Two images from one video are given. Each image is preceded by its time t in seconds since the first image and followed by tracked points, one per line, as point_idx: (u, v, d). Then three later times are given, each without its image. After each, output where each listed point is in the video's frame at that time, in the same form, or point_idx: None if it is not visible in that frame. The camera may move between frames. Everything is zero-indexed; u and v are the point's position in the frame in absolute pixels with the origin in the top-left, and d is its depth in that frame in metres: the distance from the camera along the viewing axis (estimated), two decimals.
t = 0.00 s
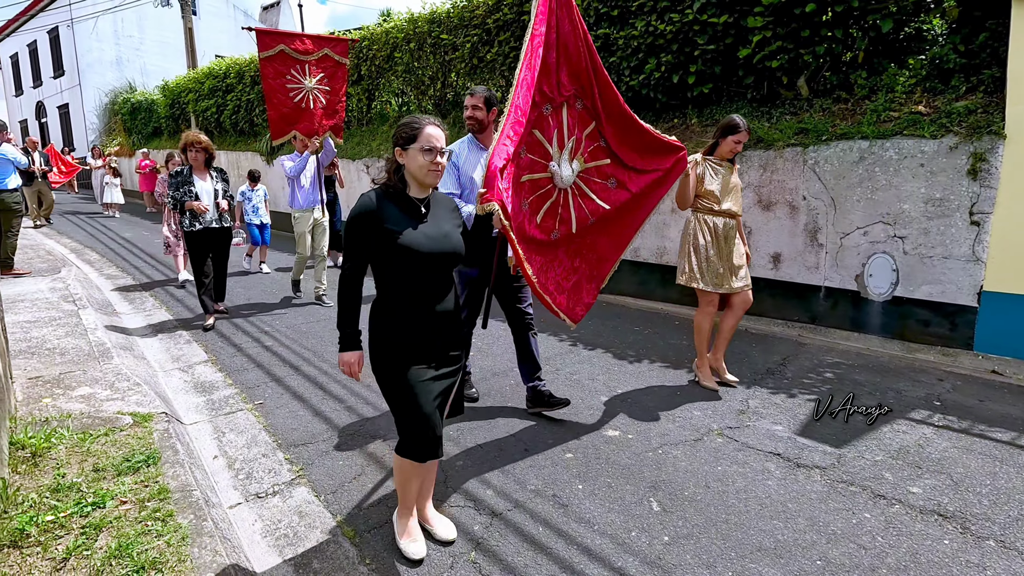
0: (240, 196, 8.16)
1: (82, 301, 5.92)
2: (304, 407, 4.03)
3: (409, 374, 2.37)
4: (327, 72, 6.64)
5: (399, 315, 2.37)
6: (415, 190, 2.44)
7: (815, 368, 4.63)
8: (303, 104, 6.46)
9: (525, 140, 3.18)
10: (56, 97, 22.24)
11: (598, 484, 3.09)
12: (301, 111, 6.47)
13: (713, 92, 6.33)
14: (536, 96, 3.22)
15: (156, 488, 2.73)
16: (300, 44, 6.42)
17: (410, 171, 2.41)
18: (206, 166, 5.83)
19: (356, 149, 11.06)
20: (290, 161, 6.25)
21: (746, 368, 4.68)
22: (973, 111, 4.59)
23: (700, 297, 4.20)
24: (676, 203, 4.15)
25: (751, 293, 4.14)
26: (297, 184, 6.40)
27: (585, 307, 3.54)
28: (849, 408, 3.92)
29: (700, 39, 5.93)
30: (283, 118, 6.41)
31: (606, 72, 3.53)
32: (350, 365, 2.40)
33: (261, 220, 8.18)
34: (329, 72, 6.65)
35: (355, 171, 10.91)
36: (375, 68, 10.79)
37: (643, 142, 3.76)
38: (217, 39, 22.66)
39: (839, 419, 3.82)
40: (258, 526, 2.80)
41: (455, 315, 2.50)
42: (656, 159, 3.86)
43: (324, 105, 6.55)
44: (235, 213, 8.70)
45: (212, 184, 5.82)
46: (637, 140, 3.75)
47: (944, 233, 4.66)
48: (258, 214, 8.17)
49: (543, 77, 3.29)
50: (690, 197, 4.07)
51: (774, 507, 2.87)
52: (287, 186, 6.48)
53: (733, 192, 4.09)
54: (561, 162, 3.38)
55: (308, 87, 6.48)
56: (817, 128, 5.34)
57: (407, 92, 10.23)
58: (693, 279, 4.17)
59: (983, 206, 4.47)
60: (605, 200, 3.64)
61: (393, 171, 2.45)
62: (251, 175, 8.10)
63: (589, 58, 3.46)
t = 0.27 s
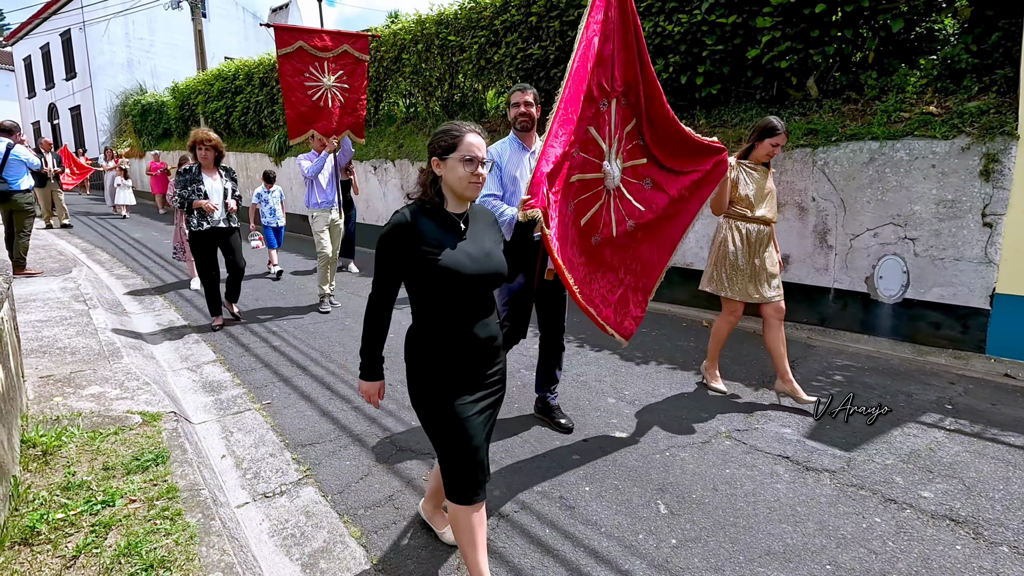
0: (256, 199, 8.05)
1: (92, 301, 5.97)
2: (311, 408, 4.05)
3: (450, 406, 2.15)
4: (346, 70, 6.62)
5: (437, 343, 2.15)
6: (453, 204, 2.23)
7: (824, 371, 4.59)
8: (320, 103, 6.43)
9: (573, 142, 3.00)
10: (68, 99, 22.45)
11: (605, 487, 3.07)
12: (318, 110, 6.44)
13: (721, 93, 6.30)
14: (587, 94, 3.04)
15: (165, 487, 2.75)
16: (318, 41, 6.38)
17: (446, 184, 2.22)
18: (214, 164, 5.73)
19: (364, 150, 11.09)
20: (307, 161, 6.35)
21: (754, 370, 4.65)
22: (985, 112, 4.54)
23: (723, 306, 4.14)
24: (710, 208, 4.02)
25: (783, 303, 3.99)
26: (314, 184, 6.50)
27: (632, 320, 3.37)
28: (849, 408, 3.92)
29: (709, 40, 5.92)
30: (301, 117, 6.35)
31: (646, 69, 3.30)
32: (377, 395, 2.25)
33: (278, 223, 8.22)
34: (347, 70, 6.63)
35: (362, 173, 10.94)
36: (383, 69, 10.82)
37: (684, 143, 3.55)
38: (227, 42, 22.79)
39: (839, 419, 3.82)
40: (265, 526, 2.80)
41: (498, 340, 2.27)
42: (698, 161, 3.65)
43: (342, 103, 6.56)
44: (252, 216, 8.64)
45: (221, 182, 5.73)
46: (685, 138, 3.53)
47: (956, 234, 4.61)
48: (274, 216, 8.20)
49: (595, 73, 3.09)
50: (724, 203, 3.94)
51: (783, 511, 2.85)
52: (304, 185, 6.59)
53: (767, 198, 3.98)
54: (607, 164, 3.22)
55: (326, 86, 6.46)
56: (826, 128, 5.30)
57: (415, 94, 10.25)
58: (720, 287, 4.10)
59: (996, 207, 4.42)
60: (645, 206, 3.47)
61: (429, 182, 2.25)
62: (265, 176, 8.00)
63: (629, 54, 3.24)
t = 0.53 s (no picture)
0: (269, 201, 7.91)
1: (99, 301, 6.00)
2: (316, 408, 4.05)
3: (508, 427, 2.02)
4: (361, 71, 6.53)
5: (493, 363, 1.98)
6: (494, 203, 2.07)
7: (830, 373, 4.57)
8: (334, 104, 6.35)
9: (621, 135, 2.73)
10: (77, 100, 22.61)
11: (610, 488, 3.06)
12: (332, 112, 6.35)
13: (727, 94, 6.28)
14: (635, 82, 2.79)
15: (170, 486, 2.76)
16: (334, 41, 6.36)
17: (486, 180, 2.05)
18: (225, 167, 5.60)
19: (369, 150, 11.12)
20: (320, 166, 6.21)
21: (760, 372, 4.63)
22: (994, 112, 4.50)
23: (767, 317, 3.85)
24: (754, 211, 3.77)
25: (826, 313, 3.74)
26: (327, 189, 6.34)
27: (666, 326, 3.12)
28: (849, 408, 3.93)
29: (715, 40, 5.91)
30: (315, 118, 6.27)
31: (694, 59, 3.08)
32: (444, 435, 1.91)
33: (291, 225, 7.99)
34: (363, 71, 6.55)
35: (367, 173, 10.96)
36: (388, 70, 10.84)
37: (731, 137, 3.33)
38: (233, 43, 22.89)
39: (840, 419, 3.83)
40: (270, 526, 2.81)
41: (547, 352, 2.13)
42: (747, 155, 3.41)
43: (357, 105, 6.44)
44: (265, 216, 8.46)
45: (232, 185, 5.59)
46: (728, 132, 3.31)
47: (964, 235, 4.58)
48: (287, 218, 7.96)
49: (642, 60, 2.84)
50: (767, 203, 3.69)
51: (788, 513, 2.84)
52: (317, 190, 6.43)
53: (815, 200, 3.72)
54: (653, 158, 2.96)
55: (341, 86, 6.39)
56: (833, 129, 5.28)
57: (420, 95, 10.26)
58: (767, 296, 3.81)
59: (1005, 209, 4.39)
60: (689, 205, 3.22)
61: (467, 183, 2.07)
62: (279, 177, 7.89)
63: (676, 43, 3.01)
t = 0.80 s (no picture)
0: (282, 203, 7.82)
1: (104, 301, 6.03)
2: (319, 408, 4.06)
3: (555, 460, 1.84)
4: (376, 65, 6.21)
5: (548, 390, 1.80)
6: (559, 214, 1.87)
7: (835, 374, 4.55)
8: (349, 100, 6.06)
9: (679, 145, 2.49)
10: (82, 101, 22.72)
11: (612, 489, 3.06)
12: (346, 108, 6.06)
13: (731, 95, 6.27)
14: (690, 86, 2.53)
15: (174, 486, 2.76)
16: (348, 34, 6.01)
17: (551, 190, 1.84)
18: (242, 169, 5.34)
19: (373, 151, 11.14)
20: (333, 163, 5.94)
21: (764, 373, 4.61)
22: (999, 113, 4.48)
23: (825, 323, 3.51)
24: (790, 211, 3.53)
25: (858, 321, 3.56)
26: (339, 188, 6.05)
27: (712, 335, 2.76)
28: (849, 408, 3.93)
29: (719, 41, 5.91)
30: (327, 115, 5.96)
31: (739, 66, 2.73)
32: (592, 456, 1.65)
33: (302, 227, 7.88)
34: (379, 66, 6.23)
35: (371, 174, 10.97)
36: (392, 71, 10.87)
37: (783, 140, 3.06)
38: (237, 44, 22.98)
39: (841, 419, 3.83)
40: (273, 525, 2.81)
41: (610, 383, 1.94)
42: (791, 158, 3.17)
43: (371, 102, 6.15)
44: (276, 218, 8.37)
45: (248, 188, 5.33)
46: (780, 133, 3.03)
47: (970, 237, 4.56)
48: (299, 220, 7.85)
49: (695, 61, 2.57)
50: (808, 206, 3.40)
51: (792, 515, 2.83)
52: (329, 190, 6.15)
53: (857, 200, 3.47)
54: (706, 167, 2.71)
55: (356, 82, 6.08)
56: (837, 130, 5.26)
57: (424, 96, 10.28)
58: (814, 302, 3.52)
59: (1010, 209, 4.36)
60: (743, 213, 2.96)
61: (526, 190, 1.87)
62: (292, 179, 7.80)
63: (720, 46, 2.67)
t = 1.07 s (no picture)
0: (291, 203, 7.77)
1: (107, 301, 6.04)
2: (321, 408, 4.07)
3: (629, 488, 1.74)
4: (390, 65, 6.04)
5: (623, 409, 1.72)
6: (643, 212, 1.79)
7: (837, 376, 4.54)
8: (361, 101, 5.89)
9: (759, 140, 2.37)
10: (86, 103, 22.79)
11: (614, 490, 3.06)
12: (359, 109, 5.89)
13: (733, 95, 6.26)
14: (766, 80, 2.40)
15: (176, 486, 2.77)
16: (361, 33, 5.86)
17: (640, 185, 1.76)
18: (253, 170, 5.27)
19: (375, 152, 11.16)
20: (344, 166, 5.75)
21: (766, 374, 4.61)
22: (1002, 114, 4.47)
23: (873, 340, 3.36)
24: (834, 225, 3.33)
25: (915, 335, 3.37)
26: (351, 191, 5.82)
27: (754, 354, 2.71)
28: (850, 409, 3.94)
29: (721, 42, 5.91)
30: (341, 117, 5.79)
31: (810, 49, 2.58)
32: (612, 503, 1.59)
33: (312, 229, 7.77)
34: (392, 66, 6.06)
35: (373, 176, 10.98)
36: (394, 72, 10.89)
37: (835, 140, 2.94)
38: (240, 45, 23.03)
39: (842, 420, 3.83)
40: (275, 525, 2.82)
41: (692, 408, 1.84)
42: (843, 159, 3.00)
43: (384, 103, 5.96)
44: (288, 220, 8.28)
45: (259, 189, 5.26)
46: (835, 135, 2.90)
47: (972, 238, 4.55)
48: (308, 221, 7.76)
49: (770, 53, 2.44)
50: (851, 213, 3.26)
51: (794, 516, 2.82)
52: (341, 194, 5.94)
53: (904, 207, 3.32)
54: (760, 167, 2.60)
55: (369, 82, 5.93)
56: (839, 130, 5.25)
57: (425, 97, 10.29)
58: (858, 316, 3.36)
59: (1013, 210, 4.35)
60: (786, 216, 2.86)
61: (607, 184, 1.79)
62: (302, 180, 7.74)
63: (788, 28, 2.53)
